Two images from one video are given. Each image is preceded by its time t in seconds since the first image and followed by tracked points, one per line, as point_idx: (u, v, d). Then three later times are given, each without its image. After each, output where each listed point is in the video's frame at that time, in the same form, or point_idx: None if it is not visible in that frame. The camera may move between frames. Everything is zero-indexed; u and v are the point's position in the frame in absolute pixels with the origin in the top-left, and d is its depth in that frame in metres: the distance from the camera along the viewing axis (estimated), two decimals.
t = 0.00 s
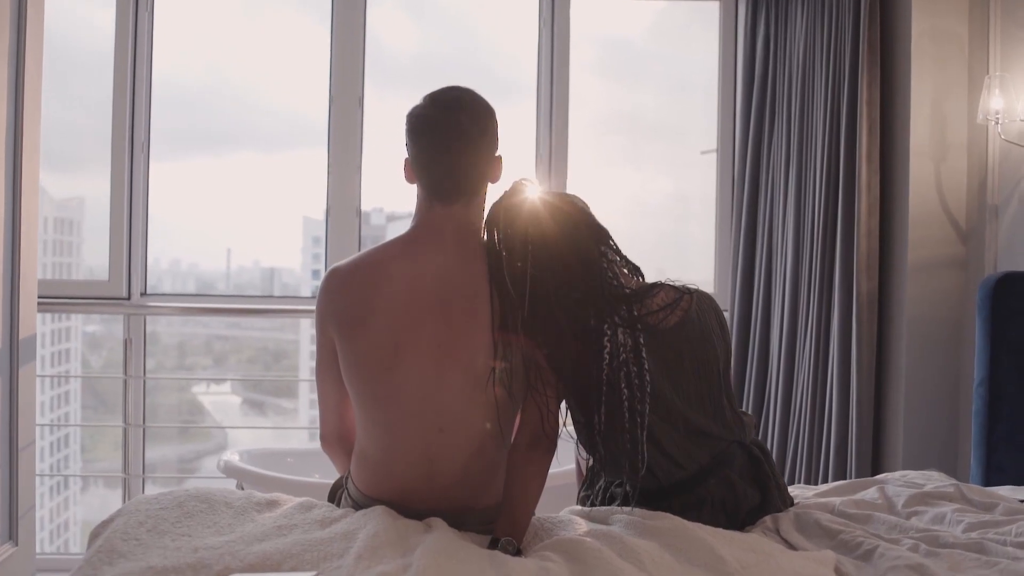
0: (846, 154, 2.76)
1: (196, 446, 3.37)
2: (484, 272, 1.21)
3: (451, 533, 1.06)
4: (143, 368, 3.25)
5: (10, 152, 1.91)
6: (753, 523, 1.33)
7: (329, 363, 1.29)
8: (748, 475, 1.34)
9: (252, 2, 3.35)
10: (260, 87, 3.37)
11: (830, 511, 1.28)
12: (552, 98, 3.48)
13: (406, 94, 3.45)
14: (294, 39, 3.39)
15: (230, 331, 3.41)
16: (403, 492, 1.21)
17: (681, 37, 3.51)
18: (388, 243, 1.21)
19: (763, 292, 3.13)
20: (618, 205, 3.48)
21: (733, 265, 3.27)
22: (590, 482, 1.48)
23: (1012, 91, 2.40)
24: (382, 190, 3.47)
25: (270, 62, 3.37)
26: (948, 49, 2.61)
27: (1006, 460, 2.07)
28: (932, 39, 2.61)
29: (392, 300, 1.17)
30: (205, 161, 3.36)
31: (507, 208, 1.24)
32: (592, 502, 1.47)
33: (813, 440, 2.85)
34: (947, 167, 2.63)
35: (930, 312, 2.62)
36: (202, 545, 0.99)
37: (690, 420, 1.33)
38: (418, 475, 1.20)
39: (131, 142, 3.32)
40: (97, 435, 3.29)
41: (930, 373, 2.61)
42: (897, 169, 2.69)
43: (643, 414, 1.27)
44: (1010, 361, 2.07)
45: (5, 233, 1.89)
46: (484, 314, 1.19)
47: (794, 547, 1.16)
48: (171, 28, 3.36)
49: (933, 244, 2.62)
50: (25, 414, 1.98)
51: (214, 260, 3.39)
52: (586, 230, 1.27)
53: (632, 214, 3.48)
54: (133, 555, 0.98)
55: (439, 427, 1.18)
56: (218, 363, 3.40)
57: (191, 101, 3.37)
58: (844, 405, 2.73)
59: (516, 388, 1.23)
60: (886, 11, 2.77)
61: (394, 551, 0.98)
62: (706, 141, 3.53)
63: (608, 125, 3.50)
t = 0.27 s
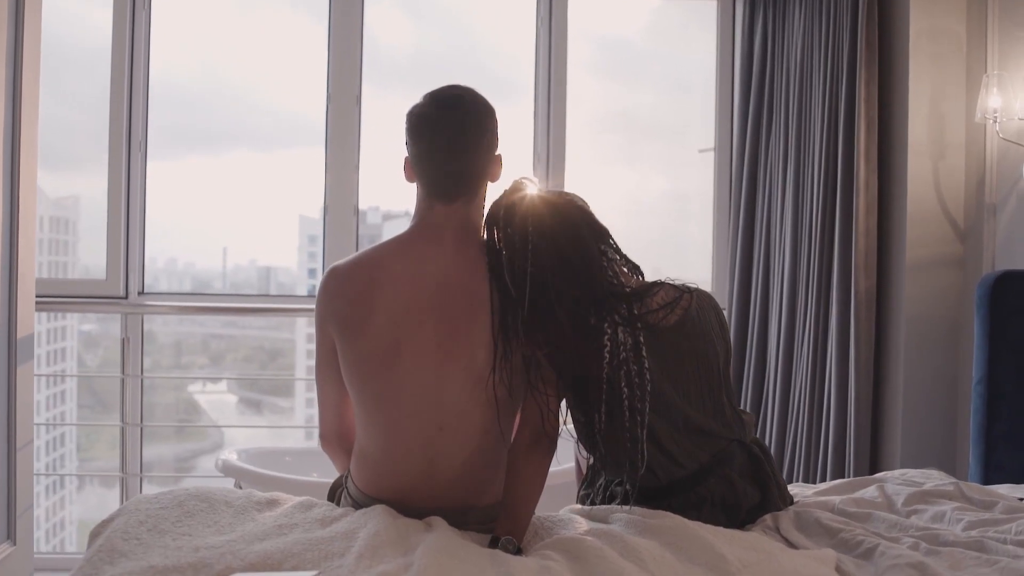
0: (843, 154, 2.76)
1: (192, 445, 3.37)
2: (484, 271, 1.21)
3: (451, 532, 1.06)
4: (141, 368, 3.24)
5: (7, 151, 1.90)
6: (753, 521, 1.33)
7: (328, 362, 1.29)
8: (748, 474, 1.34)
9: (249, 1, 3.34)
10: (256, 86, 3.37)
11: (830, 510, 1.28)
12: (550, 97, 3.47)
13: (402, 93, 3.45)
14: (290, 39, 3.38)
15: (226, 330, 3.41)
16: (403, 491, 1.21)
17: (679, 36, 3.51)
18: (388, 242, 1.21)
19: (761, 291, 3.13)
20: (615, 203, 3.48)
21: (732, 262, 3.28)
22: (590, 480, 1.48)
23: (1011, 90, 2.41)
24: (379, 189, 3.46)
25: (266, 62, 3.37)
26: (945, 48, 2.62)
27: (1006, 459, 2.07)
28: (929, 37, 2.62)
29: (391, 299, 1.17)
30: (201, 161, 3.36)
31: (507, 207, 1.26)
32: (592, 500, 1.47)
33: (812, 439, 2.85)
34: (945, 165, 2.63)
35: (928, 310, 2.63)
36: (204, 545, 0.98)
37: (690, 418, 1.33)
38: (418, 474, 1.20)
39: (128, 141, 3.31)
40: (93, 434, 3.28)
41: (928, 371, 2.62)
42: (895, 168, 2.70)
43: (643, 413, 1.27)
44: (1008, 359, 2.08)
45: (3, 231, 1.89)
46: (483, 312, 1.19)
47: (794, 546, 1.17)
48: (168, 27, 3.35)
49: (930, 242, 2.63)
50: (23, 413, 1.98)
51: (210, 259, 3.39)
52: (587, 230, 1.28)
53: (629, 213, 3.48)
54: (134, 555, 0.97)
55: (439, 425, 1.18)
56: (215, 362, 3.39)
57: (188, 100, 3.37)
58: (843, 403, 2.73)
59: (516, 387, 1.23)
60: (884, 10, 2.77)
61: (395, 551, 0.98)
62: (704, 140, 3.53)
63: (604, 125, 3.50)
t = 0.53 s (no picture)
0: (841, 153, 2.76)
1: (189, 445, 3.36)
2: (485, 270, 1.21)
3: (452, 532, 1.06)
4: (139, 366, 3.24)
5: (5, 150, 1.90)
6: (753, 520, 1.33)
7: (329, 362, 1.28)
8: (749, 473, 1.35)
9: None
10: (252, 86, 3.37)
11: (830, 509, 1.28)
12: (548, 96, 3.47)
13: (400, 93, 3.45)
14: (288, 38, 3.38)
15: (223, 329, 3.40)
16: (403, 490, 1.20)
17: (677, 35, 3.52)
18: (388, 242, 1.21)
19: (760, 289, 3.14)
20: (612, 203, 3.48)
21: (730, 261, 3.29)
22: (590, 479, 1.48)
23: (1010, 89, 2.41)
24: (377, 188, 3.44)
25: (264, 62, 3.36)
26: (943, 47, 2.63)
27: (1005, 457, 2.07)
28: (927, 37, 2.62)
29: (392, 299, 1.17)
30: (199, 161, 3.35)
31: (508, 206, 1.27)
32: (592, 500, 1.47)
33: (809, 438, 2.86)
34: (943, 165, 2.64)
35: (926, 309, 2.63)
36: (205, 545, 0.98)
37: (691, 418, 1.33)
38: (419, 474, 1.20)
39: (126, 141, 3.30)
40: (89, 434, 3.28)
41: (926, 370, 2.63)
42: (893, 167, 2.70)
43: (644, 412, 1.26)
44: (1007, 359, 2.08)
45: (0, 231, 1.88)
46: (484, 312, 1.19)
47: (794, 545, 1.17)
48: (165, 26, 3.35)
49: (928, 242, 2.63)
50: (21, 413, 1.97)
51: (207, 259, 3.38)
52: (587, 231, 1.28)
53: (626, 212, 3.48)
54: (136, 555, 0.97)
55: (439, 425, 1.18)
56: (211, 362, 3.39)
57: (185, 100, 3.37)
58: (841, 401, 2.74)
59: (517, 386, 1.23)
60: (883, 9, 2.77)
61: (396, 551, 0.98)
62: (702, 139, 3.54)
63: (601, 124, 3.50)
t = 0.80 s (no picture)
0: (840, 152, 2.76)
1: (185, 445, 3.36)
2: (485, 269, 1.21)
3: (452, 531, 1.06)
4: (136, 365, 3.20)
5: (3, 150, 1.89)
6: (754, 519, 1.33)
7: (328, 361, 1.28)
8: (748, 472, 1.35)
9: None
10: (249, 86, 3.37)
11: (830, 508, 1.29)
12: (545, 96, 3.47)
13: (397, 92, 3.45)
14: (285, 37, 3.37)
15: (219, 329, 3.40)
16: (403, 490, 1.20)
17: (675, 33, 3.51)
18: (388, 241, 1.21)
19: (757, 288, 3.14)
20: (608, 203, 3.48)
21: (728, 260, 3.29)
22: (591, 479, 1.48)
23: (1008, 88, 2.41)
24: (374, 188, 3.44)
25: (261, 61, 3.36)
26: (942, 47, 2.64)
27: (1004, 456, 2.08)
28: (926, 37, 2.63)
29: (392, 298, 1.17)
30: (195, 160, 3.35)
31: (508, 206, 1.27)
32: (593, 499, 1.47)
33: (808, 437, 2.86)
34: (942, 164, 2.64)
35: (924, 308, 2.64)
36: (206, 545, 0.98)
37: (691, 417, 1.33)
38: (419, 473, 1.20)
39: (124, 140, 3.30)
40: (85, 434, 3.28)
41: (925, 369, 2.63)
42: (892, 166, 2.70)
43: (644, 411, 1.26)
44: (1006, 358, 2.09)
45: None
46: (484, 311, 1.19)
47: (794, 543, 1.17)
48: (162, 25, 3.34)
49: (926, 241, 2.64)
50: (18, 413, 1.97)
51: (203, 259, 3.38)
52: (587, 230, 1.29)
53: (622, 211, 3.48)
54: (137, 555, 0.97)
55: (440, 424, 1.18)
56: (208, 361, 3.39)
57: (181, 100, 3.36)
58: (839, 401, 2.74)
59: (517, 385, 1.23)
60: (882, 9, 2.77)
61: (398, 550, 0.98)
62: (700, 138, 3.53)
63: (597, 124, 3.51)
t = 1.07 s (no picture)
0: (838, 151, 2.77)
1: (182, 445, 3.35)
2: (485, 269, 1.21)
3: (453, 530, 1.06)
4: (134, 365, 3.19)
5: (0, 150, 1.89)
6: (753, 518, 1.33)
7: (328, 360, 1.28)
8: (748, 470, 1.35)
9: None
10: (246, 85, 3.36)
11: (830, 506, 1.29)
12: (543, 95, 3.47)
13: (395, 92, 3.44)
14: (283, 37, 3.37)
15: (215, 328, 3.40)
16: (404, 489, 1.20)
17: (673, 32, 3.51)
18: (388, 241, 1.21)
19: (755, 287, 3.14)
20: (605, 202, 3.48)
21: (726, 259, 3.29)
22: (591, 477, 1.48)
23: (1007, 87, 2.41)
24: (371, 188, 3.44)
25: (259, 60, 3.35)
26: (941, 45, 2.64)
27: (1002, 455, 2.09)
28: (924, 37, 2.63)
29: (392, 298, 1.17)
30: (192, 160, 3.34)
31: (508, 205, 1.28)
32: (592, 497, 1.47)
33: (806, 436, 2.87)
34: (940, 163, 2.65)
35: (923, 306, 2.64)
36: (206, 544, 0.98)
37: (691, 416, 1.33)
38: (420, 473, 1.20)
39: (121, 139, 3.30)
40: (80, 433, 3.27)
41: (923, 368, 2.64)
42: (890, 165, 2.71)
43: (644, 410, 1.26)
44: (1005, 357, 2.09)
45: None
46: (485, 311, 1.19)
47: (795, 542, 1.17)
48: (161, 25, 3.34)
49: (924, 241, 2.64)
50: (16, 412, 1.96)
51: (199, 258, 3.37)
52: (587, 229, 1.29)
53: (620, 211, 3.48)
54: (137, 554, 0.97)
55: (440, 424, 1.18)
56: (204, 361, 3.40)
57: (178, 100, 3.35)
58: (837, 399, 2.75)
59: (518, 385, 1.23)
60: (880, 8, 2.78)
61: (399, 549, 0.98)
62: (697, 138, 3.53)
63: (594, 124, 3.51)
